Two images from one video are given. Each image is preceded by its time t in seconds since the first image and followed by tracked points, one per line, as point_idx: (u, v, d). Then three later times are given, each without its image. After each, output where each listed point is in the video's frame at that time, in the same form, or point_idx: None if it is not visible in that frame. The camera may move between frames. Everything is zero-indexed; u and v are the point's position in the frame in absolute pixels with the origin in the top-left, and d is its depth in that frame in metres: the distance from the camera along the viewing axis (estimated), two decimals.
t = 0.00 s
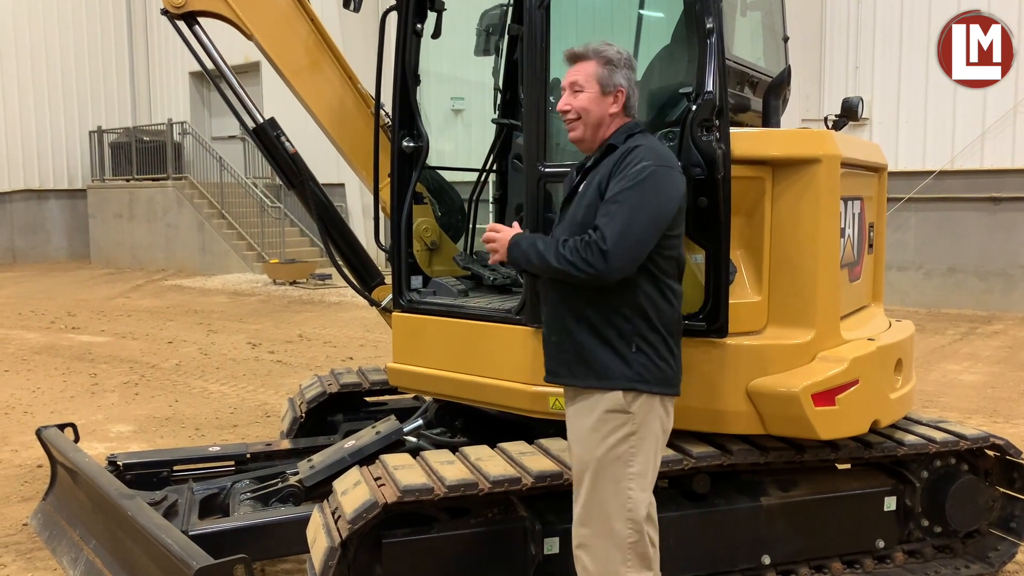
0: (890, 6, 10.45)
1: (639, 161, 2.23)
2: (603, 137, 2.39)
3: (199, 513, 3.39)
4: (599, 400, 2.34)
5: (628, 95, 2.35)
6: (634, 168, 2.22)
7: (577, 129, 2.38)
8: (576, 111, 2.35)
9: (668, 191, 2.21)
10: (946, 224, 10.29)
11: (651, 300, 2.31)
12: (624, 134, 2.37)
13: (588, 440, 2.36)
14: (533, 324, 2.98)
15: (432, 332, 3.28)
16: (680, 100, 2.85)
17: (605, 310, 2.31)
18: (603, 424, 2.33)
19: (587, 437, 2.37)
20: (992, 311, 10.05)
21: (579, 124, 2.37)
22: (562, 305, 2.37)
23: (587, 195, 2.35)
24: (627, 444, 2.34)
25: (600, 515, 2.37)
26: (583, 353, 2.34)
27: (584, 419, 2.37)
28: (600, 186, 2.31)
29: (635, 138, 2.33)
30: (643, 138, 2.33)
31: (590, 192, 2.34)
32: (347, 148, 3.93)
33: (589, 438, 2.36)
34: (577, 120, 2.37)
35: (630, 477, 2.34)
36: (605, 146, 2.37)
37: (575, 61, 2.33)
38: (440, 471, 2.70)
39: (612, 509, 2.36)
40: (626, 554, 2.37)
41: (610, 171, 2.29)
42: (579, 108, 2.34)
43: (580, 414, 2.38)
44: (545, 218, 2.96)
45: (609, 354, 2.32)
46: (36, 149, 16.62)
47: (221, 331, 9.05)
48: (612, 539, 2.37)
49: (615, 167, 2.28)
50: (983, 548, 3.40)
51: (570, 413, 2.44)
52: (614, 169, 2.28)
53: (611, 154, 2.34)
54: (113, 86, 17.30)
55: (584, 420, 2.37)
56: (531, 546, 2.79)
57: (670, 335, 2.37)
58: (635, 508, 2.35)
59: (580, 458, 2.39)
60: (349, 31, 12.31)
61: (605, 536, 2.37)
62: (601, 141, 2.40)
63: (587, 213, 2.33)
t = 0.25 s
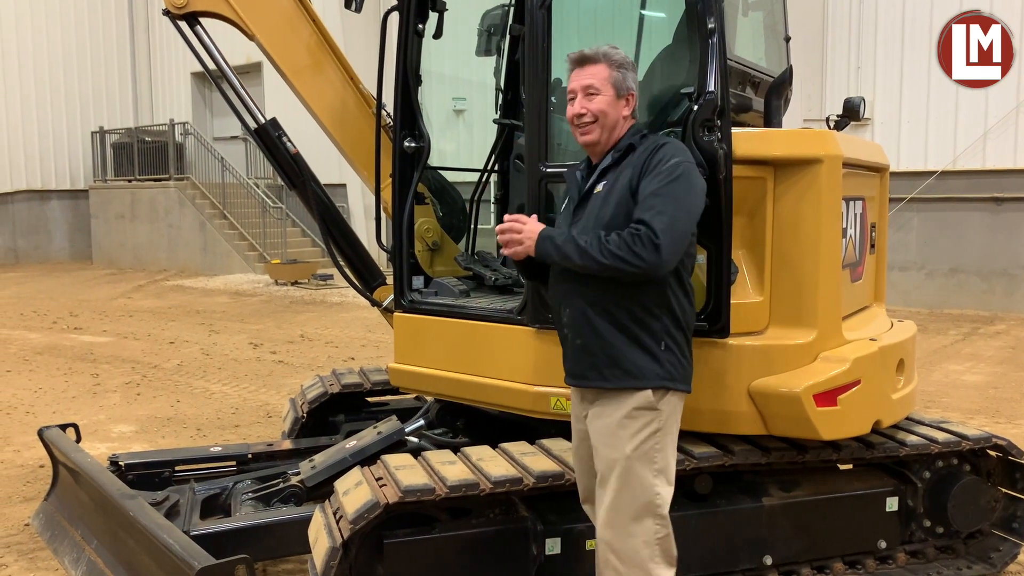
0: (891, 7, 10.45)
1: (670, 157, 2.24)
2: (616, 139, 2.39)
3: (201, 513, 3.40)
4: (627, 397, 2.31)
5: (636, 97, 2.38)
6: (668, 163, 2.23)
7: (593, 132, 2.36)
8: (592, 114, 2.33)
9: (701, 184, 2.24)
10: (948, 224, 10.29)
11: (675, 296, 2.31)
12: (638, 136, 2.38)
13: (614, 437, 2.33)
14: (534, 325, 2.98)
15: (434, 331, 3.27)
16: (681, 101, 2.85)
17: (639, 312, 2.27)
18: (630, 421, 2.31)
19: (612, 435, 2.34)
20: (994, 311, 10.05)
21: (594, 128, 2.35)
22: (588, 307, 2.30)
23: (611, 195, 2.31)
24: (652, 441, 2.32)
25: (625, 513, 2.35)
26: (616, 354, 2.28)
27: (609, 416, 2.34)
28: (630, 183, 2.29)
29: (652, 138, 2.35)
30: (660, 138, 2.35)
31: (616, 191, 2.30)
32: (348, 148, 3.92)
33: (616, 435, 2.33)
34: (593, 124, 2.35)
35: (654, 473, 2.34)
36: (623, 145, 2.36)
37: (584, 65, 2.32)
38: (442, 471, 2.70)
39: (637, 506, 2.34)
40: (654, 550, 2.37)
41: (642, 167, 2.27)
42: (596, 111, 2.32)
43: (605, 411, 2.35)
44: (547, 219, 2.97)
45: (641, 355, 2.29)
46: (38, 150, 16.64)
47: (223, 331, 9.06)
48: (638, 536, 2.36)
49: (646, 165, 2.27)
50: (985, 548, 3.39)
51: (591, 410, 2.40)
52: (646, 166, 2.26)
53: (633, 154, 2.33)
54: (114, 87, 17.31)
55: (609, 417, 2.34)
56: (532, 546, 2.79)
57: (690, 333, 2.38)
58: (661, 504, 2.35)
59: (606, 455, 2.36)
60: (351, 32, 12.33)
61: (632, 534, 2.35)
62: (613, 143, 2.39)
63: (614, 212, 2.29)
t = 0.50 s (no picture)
0: (891, 8, 10.45)
1: (700, 159, 2.22)
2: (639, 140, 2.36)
3: (201, 515, 3.40)
4: (654, 405, 2.25)
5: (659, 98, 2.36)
6: (699, 164, 2.21)
7: (619, 132, 2.31)
8: (620, 114, 2.28)
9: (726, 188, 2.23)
10: (948, 224, 10.29)
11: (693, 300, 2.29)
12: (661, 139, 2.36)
13: (651, 447, 2.25)
14: (534, 325, 2.98)
15: (434, 332, 3.27)
16: (681, 102, 2.85)
17: (659, 316, 2.23)
18: (665, 428, 2.25)
19: (644, 444, 2.27)
20: (994, 312, 10.05)
21: (622, 128, 2.31)
22: (611, 308, 2.25)
23: (634, 196, 2.27)
24: (687, 445, 2.28)
25: (674, 520, 2.29)
26: (638, 358, 2.24)
27: (643, 427, 2.26)
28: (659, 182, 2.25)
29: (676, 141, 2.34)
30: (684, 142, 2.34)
31: (643, 190, 2.26)
32: (348, 149, 3.93)
33: (653, 444, 2.25)
34: (621, 124, 2.30)
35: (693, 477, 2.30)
36: (646, 146, 2.33)
37: (609, 62, 2.27)
38: (442, 472, 2.70)
39: (683, 512, 2.28)
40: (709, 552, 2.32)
41: (671, 167, 2.24)
42: (624, 111, 2.28)
43: (636, 421, 2.27)
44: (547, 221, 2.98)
45: (663, 359, 2.25)
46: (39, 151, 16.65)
47: (224, 332, 9.06)
48: (690, 540, 2.31)
49: (674, 165, 2.24)
50: (985, 548, 3.39)
51: (616, 422, 2.32)
52: (675, 165, 2.23)
53: (658, 156, 2.30)
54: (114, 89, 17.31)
55: (643, 428, 2.26)
56: (532, 547, 2.80)
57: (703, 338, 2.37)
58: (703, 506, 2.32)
59: (643, 466, 2.27)
60: (351, 33, 12.33)
61: (684, 541, 2.30)
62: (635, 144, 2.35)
63: (640, 211, 2.24)
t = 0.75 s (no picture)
0: (889, 8, 10.46)
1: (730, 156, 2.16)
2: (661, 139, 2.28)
3: (200, 516, 3.39)
4: (687, 411, 2.20)
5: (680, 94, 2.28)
6: (729, 161, 2.15)
7: (643, 131, 2.23)
8: (644, 112, 2.20)
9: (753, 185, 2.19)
10: (946, 225, 10.31)
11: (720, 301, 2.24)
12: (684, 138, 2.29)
13: (683, 455, 2.21)
14: (532, 326, 2.99)
15: (433, 333, 3.27)
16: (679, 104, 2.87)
17: (689, 320, 2.17)
18: (697, 435, 2.20)
19: (678, 451, 2.21)
20: (992, 312, 10.06)
21: (645, 127, 2.22)
22: (639, 310, 2.17)
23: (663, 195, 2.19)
24: (720, 453, 2.23)
25: (703, 531, 2.24)
26: (667, 362, 2.17)
27: (675, 434, 2.21)
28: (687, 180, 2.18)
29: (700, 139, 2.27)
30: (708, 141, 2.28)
31: (672, 188, 2.18)
32: (346, 151, 3.93)
33: (686, 452, 2.21)
34: (645, 122, 2.22)
35: (725, 486, 2.25)
36: (670, 144, 2.25)
37: (631, 58, 2.19)
38: (440, 473, 2.70)
39: (714, 522, 2.23)
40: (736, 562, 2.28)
41: (700, 166, 2.17)
42: (648, 109, 2.20)
43: (668, 428, 2.22)
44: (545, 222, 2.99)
45: (691, 364, 2.19)
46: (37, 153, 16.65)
47: (222, 333, 9.05)
48: (719, 551, 2.26)
49: (702, 163, 2.17)
50: (984, 548, 3.39)
51: (645, 430, 2.26)
52: (704, 163, 2.17)
53: (686, 154, 2.22)
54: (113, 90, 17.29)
55: (674, 435, 2.21)
56: (530, 548, 2.80)
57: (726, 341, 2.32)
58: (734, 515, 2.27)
59: (674, 474, 2.22)
60: (350, 34, 12.33)
61: (713, 552, 2.25)
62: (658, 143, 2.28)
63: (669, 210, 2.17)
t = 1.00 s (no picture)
0: (886, 9, 10.47)
1: (763, 166, 2.12)
2: (683, 139, 2.23)
3: (197, 518, 3.39)
4: (707, 421, 2.17)
5: (701, 90, 2.20)
6: (762, 172, 2.10)
7: (654, 134, 2.19)
8: (652, 115, 2.16)
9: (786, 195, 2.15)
10: (942, 226, 10.32)
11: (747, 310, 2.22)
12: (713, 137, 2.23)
13: (700, 465, 2.18)
14: (530, 327, 2.99)
15: (431, 333, 3.27)
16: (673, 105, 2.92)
17: (714, 333, 2.16)
18: (716, 445, 2.18)
19: (696, 461, 2.19)
20: (988, 313, 10.08)
21: (656, 129, 2.19)
22: (664, 324, 2.16)
23: (692, 202, 2.15)
24: (740, 464, 2.19)
25: (718, 544, 2.21)
26: (691, 376, 2.16)
27: (694, 443, 2.19)
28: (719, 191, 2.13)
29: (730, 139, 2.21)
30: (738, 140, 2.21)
31: (702, 197, 2.14)
32: (344, 153, 3.93)
33: (703, 462, 2.18)
34: (654, 126, 2.18)
35: (743, 499, 2.21)
36: (699, 145, 2.20)
37: (642, 57, 2.16)
38: (438, 475, 2.70)
39: (729, 534, 2.20)
40: None
41: (732, 176, 2.12)
42: (656, 112, 2.16)
43: (688, 437, 2.19)
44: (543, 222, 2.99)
45: (717, 377, 2.18)
46: (33, 155, 16.65)
47: (219, 335, 9.04)
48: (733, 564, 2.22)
49: (735, 173, 2.12)
50: (981, 548, 3.40)
51: (663, 437, 2.24)
52: (736, 173, 2.12)
53: (716, 159, 2.17)
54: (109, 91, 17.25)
55: (692, 444, 2.19)
56: (528, 548, 2.80)
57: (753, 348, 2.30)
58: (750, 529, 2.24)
59: (690, 484, 2.20)
60: (347, 35, 12.31)
61: (728, 565, 2.22)
62: (680, 143, 2.23)
63: (700, 223, 2.14)
